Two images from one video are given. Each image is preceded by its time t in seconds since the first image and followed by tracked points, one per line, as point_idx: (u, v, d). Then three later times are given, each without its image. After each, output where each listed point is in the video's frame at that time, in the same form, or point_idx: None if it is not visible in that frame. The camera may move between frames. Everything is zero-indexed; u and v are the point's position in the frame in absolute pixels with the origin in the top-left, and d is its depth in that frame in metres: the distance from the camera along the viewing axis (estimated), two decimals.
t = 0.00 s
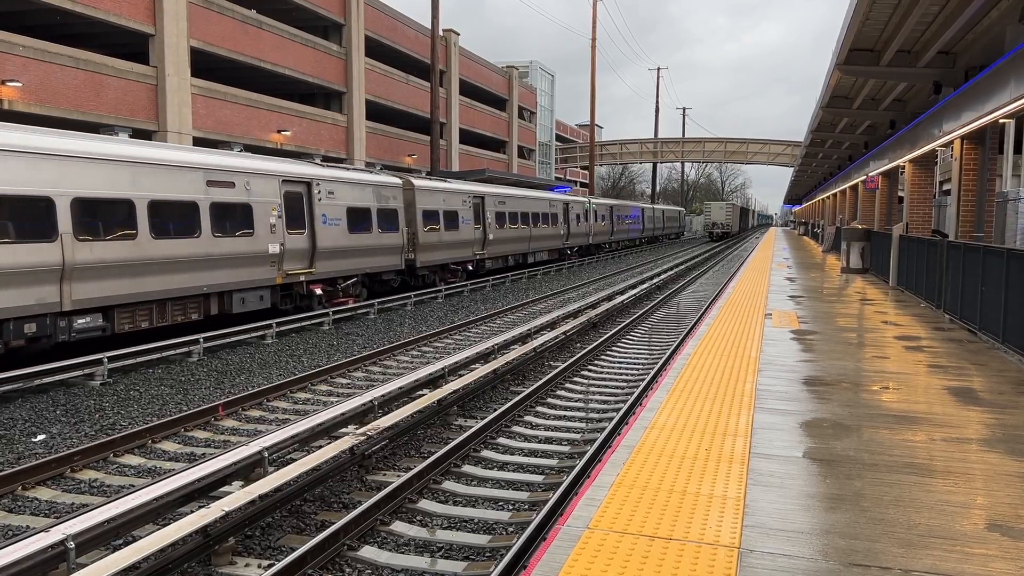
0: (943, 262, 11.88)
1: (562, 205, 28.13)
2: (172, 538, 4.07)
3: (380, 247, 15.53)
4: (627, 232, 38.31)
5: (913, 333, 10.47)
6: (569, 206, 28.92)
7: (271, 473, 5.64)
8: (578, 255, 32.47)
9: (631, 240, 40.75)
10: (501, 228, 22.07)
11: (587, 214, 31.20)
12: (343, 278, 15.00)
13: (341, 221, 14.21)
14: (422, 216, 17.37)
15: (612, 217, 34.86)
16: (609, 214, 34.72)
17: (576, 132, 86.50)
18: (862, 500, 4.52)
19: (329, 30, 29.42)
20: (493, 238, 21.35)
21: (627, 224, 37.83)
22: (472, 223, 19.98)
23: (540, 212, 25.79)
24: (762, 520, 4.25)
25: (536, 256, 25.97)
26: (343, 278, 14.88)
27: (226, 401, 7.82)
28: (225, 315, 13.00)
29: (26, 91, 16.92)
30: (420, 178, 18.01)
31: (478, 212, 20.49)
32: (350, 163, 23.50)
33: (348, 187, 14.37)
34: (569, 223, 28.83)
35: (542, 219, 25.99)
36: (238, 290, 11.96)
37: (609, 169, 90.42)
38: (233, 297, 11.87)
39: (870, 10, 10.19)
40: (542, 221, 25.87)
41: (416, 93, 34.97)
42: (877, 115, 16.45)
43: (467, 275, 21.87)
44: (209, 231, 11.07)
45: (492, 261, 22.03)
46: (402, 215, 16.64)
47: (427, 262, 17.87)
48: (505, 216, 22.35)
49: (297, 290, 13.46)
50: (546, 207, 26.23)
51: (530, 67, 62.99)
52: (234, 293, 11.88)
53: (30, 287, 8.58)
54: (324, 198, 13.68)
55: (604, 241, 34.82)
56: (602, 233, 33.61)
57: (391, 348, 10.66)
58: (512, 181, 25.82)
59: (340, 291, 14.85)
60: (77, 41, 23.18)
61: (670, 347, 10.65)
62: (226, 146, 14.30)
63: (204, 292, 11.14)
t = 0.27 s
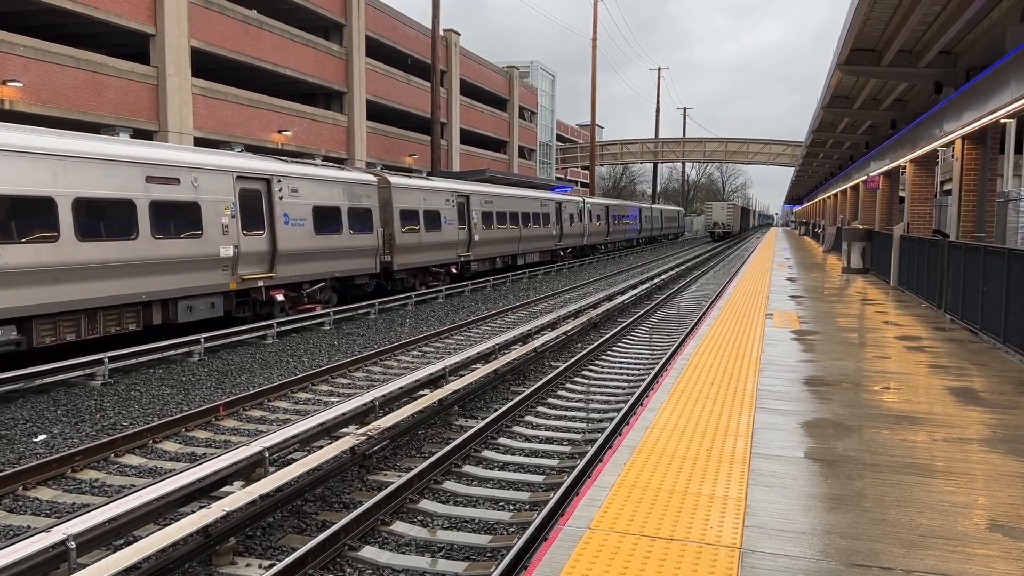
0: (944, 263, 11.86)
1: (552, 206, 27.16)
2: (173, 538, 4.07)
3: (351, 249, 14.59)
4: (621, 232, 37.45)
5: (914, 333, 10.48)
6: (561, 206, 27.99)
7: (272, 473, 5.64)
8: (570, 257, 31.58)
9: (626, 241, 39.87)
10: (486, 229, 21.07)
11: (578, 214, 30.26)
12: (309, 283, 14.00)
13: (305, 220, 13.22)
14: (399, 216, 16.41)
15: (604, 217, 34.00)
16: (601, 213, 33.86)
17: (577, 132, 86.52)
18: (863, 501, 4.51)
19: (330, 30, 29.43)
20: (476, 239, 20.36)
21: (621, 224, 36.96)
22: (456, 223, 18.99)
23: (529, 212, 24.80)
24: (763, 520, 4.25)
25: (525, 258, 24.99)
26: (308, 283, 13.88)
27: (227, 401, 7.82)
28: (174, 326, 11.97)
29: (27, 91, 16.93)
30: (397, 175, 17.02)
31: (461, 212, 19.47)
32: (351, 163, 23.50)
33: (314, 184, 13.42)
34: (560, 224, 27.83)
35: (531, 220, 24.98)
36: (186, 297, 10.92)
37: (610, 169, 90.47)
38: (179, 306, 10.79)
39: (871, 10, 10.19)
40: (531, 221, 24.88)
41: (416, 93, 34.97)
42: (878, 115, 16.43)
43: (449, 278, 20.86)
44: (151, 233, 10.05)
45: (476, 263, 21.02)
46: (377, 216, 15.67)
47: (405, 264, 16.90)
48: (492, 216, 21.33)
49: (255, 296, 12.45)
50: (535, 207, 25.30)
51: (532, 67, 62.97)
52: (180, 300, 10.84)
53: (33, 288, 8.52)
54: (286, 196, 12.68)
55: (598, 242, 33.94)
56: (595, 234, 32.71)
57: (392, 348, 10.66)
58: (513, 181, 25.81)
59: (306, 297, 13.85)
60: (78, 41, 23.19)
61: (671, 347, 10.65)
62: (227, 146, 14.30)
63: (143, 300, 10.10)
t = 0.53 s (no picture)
0: (946, 263, 11.85)
1: (541, 206, 26.16)
2: (174, 538, 4.07)
3: (318, 252, 13.60)
4: (615, 232, 36.54)
5: (915, 333, 10.48)
6: (552, 206, 27.00)
7: (273, 474, 5.64)
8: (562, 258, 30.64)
9: (621, 241, 38.95)
10: (469, 230, 20.07)
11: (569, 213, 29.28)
12: (270, 288, 13.01)
13: (264, 220, 12.21)
14: (374, 216, 15.42)
15: (596, 217, 33.10)
16: (593, 213, 32.97)
17: (578, 132, 86.51)
18: (864, 501, 4.51)
19: (331, 29, 29.46)
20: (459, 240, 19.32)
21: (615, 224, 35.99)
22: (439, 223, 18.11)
23: (516, 213, 23.76)
24: (765, 521, 4.24)
25: (512, 260, 23.98)
26: (268, 289, 12.88)
27: (228, 401, 7.83)
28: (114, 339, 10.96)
29: (28, 91, 16.94)
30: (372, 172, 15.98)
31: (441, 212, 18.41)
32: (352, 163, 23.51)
33: (275, 181, 12.42)
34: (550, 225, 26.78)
35: (518, 221, 23.91)
36: (122, 307, 9.91)
37: (611, 169, 90.49)
38: (113, 315, 9.80)
39: (872, 10, 10.18)
40: (517, 222, 23.84)
41: (417, 93, 34.98)
42: (879, 114, 16.43)
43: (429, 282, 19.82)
44: (77, 235, 9.02)
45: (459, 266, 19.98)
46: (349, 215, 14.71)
47: (380, 267, 15.88)
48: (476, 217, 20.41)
49: (205, 304, 11.45)
50: (523, 207, 24.33)
51: (533, 67, 62.92)
52: (116, 310, 9.82)
53: (33, 288, 8.54)
54: (240, 194, 11.68)
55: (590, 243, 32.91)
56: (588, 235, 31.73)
57: (393, 348, 10.67)
58: (514, 181, 25.81)
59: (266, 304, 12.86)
60: (79, 41, 23.21)
61: (672, 347, 10.65)
62: (228, 146, 14.30)
63: (69, 311, 9.09)
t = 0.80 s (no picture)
0: (947, 263, 11.82)
1: (531, 206, 25.02)
2: (174, 538, 4.06)
3: (278, 254, 12.60)
4: (610, 232, 35.42)
5: (917, 333, 10.46)
6: (544, 205, 25.91)
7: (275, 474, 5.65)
8: (556, 260, 29.58)
9: (617, 242, 37.89)
10: (454, 230, 19.05)
11: (562, 213, 28.20)
12: (222, 295, 11.97)
13: (216, 220, 11.23)
14: (344, 216, 14.42)
15: (590, 217, 32.02)
16: (587, 212, 31.90)
17: (579, 132, 86.44)
18: (865, 500, 4.51)
19: (332, 30, 29.47)
20: (441, 241, 18.28)
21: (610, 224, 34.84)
22: (418, 223, 17.09)
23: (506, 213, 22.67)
24: (766, 520, 4.24)
25: (502, 262, 22.99)
26: (220, 295, 11.83)
27: (229, 401, 7.83)
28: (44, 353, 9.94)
29: (29, 91, 16.95)
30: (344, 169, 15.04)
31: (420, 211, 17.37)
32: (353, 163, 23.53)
33: (227, 177, 11.45)
34: (540, 225, 25.65)
35: (509, 222, 22.83)
36: (46, 318, 8.89)
37: (612, 169, 90.51)
38: (31, 328, 8.67)
39: (873, 10, 10.18)
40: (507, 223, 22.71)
41: (418, 93, 35.00)
42: (880, 114, 16.42)
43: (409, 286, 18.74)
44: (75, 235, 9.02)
45: (441, 269, 18.95)
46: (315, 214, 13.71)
47: (351, 271, 14.87)
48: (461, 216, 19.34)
49: (146, 314, 10.42)
50: (513, 206, 23.28)
51: (534, 66, 62.91)
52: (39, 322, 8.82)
53: (33, 288, 8.54)
54: (187, 191, 10.70)
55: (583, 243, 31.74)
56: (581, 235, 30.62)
57: (394, 348, 10.67)
58: (515, 181, 25.82)
59: (218, 312, 11.84)
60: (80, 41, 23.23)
61: (673, 347, 10.64)
62: (230, 146, 14.31)
63: None
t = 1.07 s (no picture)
0: (949, 262, 11.81)
1: (520, 205, 23.89)
2: (174, 539, 4.06)
3: (231, 257, 11.58)
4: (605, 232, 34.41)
5: (918, 332, 10.46)
6: (535, 204, 24.83)
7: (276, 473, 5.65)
8: (548, 261, 28.44)
9: (612, 242, 36.85)
10: (435, 230, 17.93)
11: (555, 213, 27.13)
12: (168, 303, 10.90)
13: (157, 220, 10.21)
14: (311, 215, 13.40)
15: (584, 217, 30.91)
16: (581, 212, 30.76)
17: (580, 132, 86.33)
18: (867, 500, 4.51)
19: (333, 30, 29.49)
20: (421, 242, 17.16)
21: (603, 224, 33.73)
22: (395, 223, 16.08)
23: (493, 212, 21.56)
24: (768, 520, 4.24)
25: (489, 264, 21.96)
26: (163, 304, 10.75)
27: (231, 401, 7.83)
28: None
29: (30, 92, 16.96)
30: (310, 164, 13.94)
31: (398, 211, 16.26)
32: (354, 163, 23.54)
33: (172, 172, 10.43)
34: (529, 225, 24.47)
35: (496, 221, 21.73)
36: None
37: (613, 169, 90.49)
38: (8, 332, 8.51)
39: (874, 9, 10.17)
40: (495, 223, 21.65)
41: (419, 93, 35.01)
42: (881, 113, 16.40)
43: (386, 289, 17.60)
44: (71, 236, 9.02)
45: (421, 271, 17.83)
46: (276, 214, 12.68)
47: (318, 275, 13.84)
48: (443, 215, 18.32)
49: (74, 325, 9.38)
50: (502, 205, 22.22)
51: (534, 66, 62.86)
52: None
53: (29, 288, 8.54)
54: (122, 187, 9.67)
55: (577, 244, 30.59)
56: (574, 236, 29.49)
57: (395, 348, 10.66)
58: (516, 180, 25.82)
59: (161, 322, 10.76)
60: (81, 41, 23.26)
61: (674, 347, 10.62)
62: (231, 146, 14.31)
63: None
